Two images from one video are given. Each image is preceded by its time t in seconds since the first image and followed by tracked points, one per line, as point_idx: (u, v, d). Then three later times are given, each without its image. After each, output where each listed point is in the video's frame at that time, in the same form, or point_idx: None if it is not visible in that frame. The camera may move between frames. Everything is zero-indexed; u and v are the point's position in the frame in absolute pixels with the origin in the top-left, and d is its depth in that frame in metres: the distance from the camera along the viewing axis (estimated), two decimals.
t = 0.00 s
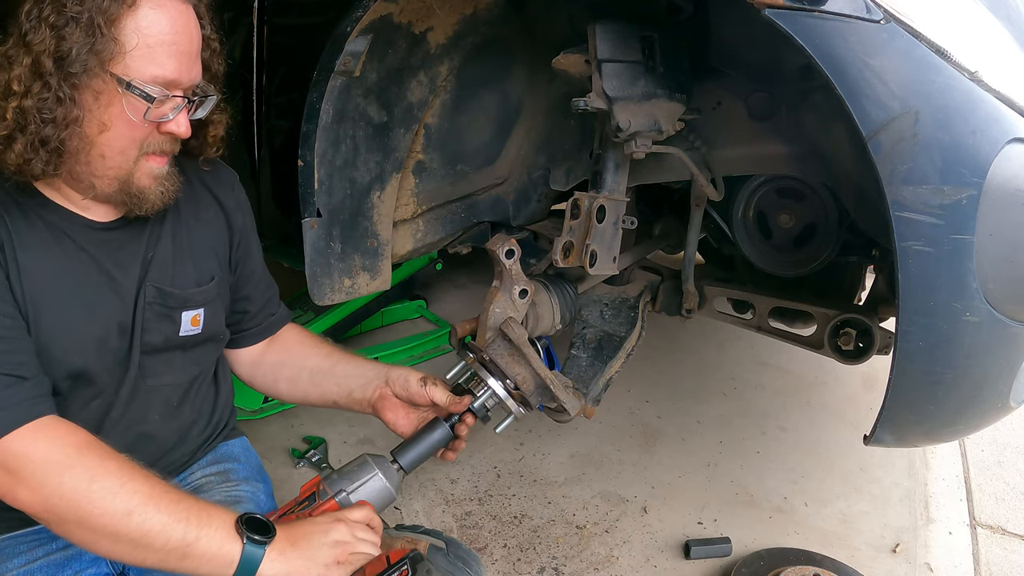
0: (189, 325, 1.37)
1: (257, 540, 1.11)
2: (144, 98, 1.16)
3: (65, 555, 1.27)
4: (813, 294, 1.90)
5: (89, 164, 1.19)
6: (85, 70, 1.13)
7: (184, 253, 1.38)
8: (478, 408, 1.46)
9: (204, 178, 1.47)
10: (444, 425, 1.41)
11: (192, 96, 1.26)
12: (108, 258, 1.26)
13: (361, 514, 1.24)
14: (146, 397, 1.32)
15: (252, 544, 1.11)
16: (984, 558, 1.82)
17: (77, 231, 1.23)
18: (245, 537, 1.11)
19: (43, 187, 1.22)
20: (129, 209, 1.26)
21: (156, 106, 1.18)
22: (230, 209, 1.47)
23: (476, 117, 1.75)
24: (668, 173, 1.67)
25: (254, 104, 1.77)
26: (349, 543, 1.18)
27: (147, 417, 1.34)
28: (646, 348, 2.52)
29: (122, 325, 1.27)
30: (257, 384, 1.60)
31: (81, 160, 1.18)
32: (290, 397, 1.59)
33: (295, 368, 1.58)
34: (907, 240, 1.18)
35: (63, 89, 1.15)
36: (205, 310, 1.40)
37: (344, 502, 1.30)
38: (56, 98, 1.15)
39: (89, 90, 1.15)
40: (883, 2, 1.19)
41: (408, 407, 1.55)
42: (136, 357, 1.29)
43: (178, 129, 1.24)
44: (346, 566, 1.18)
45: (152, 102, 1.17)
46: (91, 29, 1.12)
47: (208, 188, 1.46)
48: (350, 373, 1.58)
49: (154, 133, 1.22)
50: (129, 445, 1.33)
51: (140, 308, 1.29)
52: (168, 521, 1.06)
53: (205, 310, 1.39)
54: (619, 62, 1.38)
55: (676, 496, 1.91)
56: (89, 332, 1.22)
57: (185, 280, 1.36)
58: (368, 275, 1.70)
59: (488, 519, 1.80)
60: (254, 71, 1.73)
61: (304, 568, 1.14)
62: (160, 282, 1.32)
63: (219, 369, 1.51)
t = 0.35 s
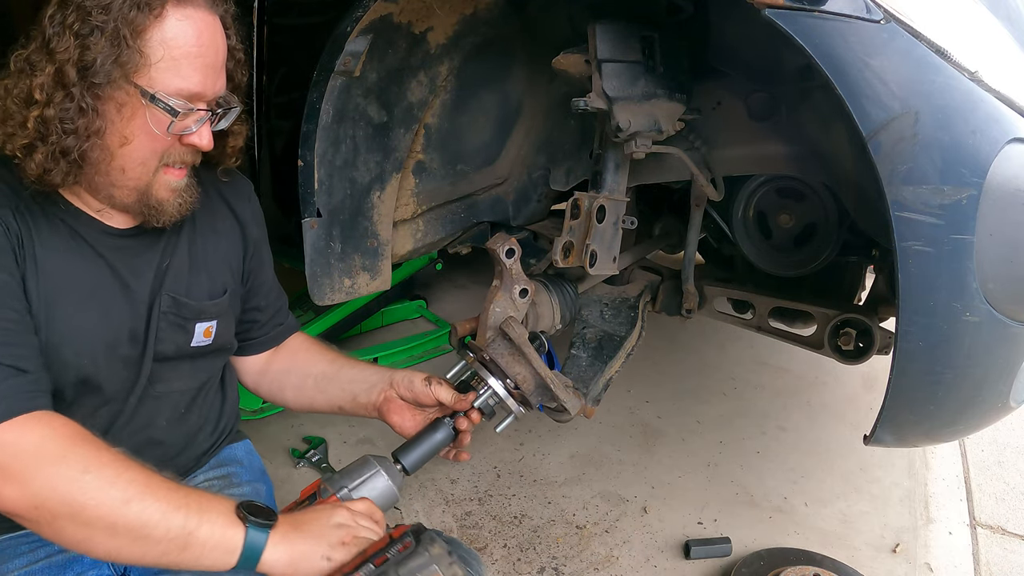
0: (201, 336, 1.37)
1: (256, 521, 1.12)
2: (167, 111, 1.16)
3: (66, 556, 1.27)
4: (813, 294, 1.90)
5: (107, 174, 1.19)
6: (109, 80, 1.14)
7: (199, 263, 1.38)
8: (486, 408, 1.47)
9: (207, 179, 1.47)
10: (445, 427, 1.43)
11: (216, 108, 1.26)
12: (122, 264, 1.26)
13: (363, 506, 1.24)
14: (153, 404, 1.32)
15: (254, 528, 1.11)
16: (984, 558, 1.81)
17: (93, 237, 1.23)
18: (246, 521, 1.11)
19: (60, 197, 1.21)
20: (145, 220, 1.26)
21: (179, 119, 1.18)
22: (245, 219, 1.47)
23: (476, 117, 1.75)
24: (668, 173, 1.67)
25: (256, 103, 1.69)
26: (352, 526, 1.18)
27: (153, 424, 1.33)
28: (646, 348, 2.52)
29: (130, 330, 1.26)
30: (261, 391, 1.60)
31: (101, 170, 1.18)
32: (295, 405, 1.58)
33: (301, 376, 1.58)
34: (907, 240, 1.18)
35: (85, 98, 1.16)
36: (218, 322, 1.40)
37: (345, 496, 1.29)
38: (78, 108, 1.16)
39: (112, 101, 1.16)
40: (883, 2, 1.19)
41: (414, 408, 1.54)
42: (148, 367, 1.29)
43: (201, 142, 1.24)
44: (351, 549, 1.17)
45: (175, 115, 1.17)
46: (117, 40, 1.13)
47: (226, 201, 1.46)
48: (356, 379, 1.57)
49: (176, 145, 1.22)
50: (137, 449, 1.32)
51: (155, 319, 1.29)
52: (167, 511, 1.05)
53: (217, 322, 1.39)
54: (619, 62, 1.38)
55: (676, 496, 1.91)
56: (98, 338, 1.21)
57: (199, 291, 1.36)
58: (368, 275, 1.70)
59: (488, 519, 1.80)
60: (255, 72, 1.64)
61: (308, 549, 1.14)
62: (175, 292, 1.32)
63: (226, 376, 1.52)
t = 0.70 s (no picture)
0: (205, 337, 1.36)
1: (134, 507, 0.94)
2: (182, 111, 1.18)
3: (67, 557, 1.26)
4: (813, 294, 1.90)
5: (117, 171, 1.20)
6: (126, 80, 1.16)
7: (203, 263, 1.37)
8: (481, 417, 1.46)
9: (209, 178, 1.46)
10: None
11: (227, 110, 1.27)
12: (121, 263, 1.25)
13: (271, 550, 1.00)
14: (154, 405, 1.30)
15: (120, 510, 0.93)
16: (984, 558, 1.82)
17: (96, 235, 1.22)
18: (113, 503, 0.93)
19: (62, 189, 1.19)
20: (152, 222, 1.26)
21: (193, 119, 1.20)
22: (253, 222, 1.46)
23: (476, 117, 1.75)
24: (668, 173, 1.67)
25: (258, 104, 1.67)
26: (236, 560, 0.96)
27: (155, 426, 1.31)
28: (646, 348, 2.52)
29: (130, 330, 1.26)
30: (262, 393, 1.60)
31: (115, 169, 1.19)
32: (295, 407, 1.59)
33: (302, 380, 1.59)
34: (907, 240, 1.18)
35: (101, 98, 1.18)
36: (222, 323, 1.39)
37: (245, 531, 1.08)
38: (94, 107, 1.18)
39: (127, 100, 1.18)
40: (883, 2, 1.19)
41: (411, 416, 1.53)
42: (149, 365, 1.27)
43: (213, 144, 1.25)
44: None
45: (189, 114, 1.19)
46: (134, 41, 1.16)
47: (233, 202, 1.45)
48: (357, 384, 1.57)
49: (188, 146, 1.24)
50: (136, 451, 1.29)
51: (160, 320, 1.28)
52: (25, 481, 0.90)
53: (222, 323, 1.38)
54: (619, 62, 1.38)
55: (676, 496, 1.91)
56: (94, 333, 1.20)
57: (205, 292, 1.36)
58: (368, 275, 1.70)
59: (488, 519, 1.79)
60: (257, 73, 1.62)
61: (172, 552, 0.94)
62: (180, 292, 1.32)
63: (228, 380, 1.50)
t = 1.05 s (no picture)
0: (202, 338, 1.35)
1: None
2: (193, 115, 1.18)
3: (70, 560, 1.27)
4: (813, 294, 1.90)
5: (128, 171, 1.20)
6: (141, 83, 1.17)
7: (202, 264, 1.36)
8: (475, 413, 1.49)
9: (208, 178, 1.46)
10: None
11: (237, 115, 1.27)
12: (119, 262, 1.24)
13: None
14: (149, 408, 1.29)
15: None
16: (984, 558, 1.81)
17: (93, 234, 1.22)
18: None
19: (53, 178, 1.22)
20: (160, 222, 1.26)
21: (205, 124, 1.20)
22: (257, 226, 1.46)
23: (476, 117, 1.75)
24: (668, 173, 1.67)
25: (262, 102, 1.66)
26: None
27: (149, 428, 1.30)
28: (646, 348, 2.52)
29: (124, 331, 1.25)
30: (264, 394, 1.61)
31: (126, 168, 1.20)
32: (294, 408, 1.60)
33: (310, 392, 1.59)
34: (907, 240, 1.18)
35: (116, 98, 1.18)
36: (220, 325, 1.38)
37: (28, 565, 1.03)
38: (109, 107, 1.18)
39: (141, 102, 1.18)
40: (883, 2, 1.19)
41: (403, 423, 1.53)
42: (143, 365, 1.27)
43: (222, 148, 1.26)
44: None
45: (200, 119, 1.19)
46: (150, 44, 1.16)
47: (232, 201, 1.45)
48: (352, 388, 1.58)
49: (197, 150, 1.24)
50: (134, 451, 1.29)
51: (156, 320, 1.28)
52: None
53: (219, 325, 1.37)
54: (619, 62, 1.38)
55: (676, 496, 1.91)
56: (88, 332, 1.20)
57: (202, 293, 1.35)
58: (368, 275, 1.70)
59: (488, 519, 1.79)
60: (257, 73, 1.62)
61: None
62: (177, 293, 1.31)
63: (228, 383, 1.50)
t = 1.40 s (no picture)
0: (195, 327, 1.34)
1: None
2: (178, 98, 1.19)
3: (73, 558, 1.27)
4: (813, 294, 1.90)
5: (116, 157, 1.21)
6: (124, 67, 1.17)
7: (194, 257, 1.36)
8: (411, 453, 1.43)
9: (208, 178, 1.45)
10: None
11: (222, 100, 1.28)
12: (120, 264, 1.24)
13: None
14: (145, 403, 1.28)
15: None
16: (984, 558, 1.81)
17: (80, 224, 1.22)
18: None
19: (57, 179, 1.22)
20: (153, 207, 1.27)
21: (190, 106, 1.21)
22: (245, 216, 1.45)
23: (475, 117, 1.75)
24: (668, 173, 1.67)
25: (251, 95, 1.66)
26: None
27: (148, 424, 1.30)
28: (646, 348, 2.52)
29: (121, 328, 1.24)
30: (245, 389, 1.61)
31: (114, 154, 1.20)
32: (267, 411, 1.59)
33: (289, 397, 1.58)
34: (907, 240, 1.18)
35: (100, 85, 1.18)
36: (212, 314, 1.37)
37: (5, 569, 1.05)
38: (95, 94, 1.18)
39: (127, 87, 1.19)
40: (883, 2, 1.19)
41: (359, 467, 1.50)
42: (136, 357, 1.26)
43: (209, 131, 1.27)
44: None
45: (185, 102, 1.20)
46: (132, 28, 1.16)
47: (230, 200, 1.45)
48: (320, 416, 1.55)
49: (184, 135, 1.25)
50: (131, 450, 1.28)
51: (147, 310, 1.27)
52: None
53: (212, 313, 1.36)
54: (619, 62, 1.38)
55: (676, 496, 1.91)
56: (80, 327, 1.19)
57: (194, 283, 1.34)
58: (368, 275, 1.70)
59: (489, 519, 1.79)
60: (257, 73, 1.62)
61: None
62: (168, 283, 1.30)
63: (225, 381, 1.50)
